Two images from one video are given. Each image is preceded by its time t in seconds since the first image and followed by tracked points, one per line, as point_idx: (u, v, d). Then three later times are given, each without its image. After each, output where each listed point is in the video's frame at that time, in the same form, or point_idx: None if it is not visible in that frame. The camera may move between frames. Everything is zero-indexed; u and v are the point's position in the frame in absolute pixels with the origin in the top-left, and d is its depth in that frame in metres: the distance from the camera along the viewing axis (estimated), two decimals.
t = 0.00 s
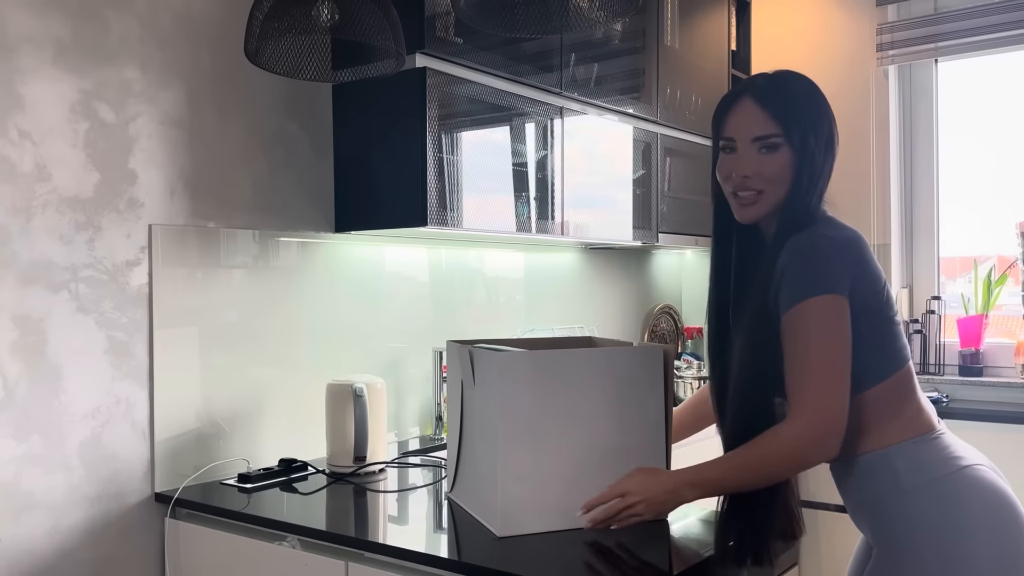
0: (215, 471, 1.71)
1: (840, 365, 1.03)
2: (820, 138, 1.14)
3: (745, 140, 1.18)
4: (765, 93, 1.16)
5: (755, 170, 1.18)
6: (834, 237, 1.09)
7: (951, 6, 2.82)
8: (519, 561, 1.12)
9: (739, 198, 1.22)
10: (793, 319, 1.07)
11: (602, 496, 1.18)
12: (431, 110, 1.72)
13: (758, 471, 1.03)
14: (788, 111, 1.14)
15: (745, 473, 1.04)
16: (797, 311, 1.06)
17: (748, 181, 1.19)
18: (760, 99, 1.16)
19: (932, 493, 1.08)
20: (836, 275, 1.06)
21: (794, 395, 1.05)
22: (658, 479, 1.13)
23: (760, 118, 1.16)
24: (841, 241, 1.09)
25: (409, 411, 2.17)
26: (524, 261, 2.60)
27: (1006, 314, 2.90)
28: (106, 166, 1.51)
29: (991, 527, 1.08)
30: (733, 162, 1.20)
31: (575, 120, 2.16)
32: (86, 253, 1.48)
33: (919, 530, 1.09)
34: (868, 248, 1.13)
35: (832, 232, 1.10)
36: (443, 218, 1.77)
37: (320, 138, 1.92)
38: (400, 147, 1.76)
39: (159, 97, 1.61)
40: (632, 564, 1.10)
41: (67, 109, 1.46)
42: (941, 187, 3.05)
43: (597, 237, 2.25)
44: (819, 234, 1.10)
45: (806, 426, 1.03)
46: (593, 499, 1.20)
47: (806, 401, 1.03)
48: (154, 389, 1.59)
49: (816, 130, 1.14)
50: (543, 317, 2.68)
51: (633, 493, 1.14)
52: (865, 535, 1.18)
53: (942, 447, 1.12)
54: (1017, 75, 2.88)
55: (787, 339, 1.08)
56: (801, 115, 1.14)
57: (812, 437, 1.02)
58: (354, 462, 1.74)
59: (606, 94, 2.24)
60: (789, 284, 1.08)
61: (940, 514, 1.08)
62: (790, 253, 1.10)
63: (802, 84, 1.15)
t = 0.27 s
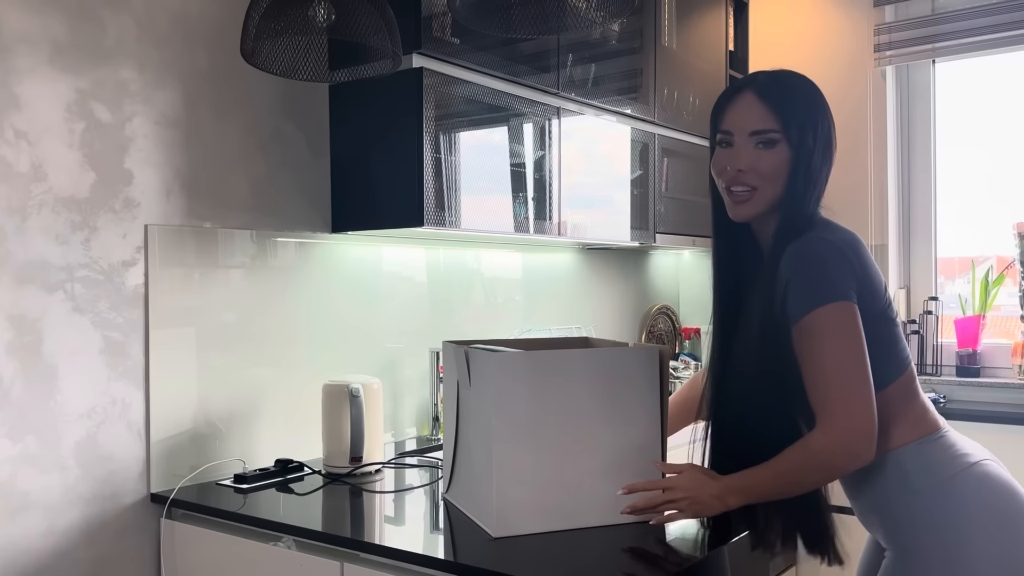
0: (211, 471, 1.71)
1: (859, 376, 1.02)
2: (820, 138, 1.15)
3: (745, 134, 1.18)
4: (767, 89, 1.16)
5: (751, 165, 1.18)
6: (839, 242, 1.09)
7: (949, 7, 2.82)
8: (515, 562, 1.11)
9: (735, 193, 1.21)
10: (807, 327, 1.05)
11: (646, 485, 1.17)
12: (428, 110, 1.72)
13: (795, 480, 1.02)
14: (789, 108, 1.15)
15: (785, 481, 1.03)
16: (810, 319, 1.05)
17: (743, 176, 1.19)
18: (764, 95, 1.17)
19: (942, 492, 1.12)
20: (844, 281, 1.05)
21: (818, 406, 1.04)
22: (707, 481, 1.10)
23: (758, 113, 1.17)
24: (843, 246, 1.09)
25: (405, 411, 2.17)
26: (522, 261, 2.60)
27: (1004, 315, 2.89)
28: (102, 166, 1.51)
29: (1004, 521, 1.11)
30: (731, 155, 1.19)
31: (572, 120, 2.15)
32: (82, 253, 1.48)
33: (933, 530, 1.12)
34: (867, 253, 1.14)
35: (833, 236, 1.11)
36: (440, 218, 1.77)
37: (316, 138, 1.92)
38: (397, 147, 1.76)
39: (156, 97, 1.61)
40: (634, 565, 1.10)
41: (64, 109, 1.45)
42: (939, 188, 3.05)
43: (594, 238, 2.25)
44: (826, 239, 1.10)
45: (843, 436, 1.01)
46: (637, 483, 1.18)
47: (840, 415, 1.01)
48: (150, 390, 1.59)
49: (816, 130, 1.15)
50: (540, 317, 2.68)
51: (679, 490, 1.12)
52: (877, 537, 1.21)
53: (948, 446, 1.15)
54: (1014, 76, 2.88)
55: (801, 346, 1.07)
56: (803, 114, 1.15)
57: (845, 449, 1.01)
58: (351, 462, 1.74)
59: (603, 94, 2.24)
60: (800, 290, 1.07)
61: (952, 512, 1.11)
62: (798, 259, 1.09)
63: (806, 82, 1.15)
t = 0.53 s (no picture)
0: (205, 471, 1.71)
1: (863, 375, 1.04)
2: (824, 134, 1.16)
3: (747, 130, 1.20)
4: (769, 87, 1.18)
5: (754, 160, 1.20)
6: (851, 242, 1.10)
7: (946, 6, 2.83)
8: (509, 561, 1.11)
9: (739, 190, 1.24)
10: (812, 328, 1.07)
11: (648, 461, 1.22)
12: (424, 110, 1.72)
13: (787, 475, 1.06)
14: (791, 105, 1.17)
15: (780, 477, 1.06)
16: (816, 321, 1.07)
17: (746, 172, 1.21)
18: (767, 93, 1.19)
19: (959, 491, 1.13)
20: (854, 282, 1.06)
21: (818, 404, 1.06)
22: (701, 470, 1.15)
23: (761, 109, 1.19)
24: (856, 245, 1.10)
25: (402, 411, 2.16)
26: (520, 260, 2.60)
27: (1000, 314, 2.89)
28: (97, 165, 1.51)
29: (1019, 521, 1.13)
30: (732, 152, 1.21)
31: (569, 120, 2.15)
32: (76, 253, 1.47)
33: (951, 529, 1.12)
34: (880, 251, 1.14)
35: (845, 233, 1.12)
36: (437, 218, 1.77)
37: (312, 137, 1.92)
38: (393, 146, 1.76)
39: (151, 97, 1.61)
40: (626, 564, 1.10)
41: (58, 108, 1.45)
42: (936, 187, 3.06)
43: (592, 237, 2.25)
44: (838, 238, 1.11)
45: (839, 432, 1.04)
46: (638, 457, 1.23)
47: (835, 412, 1.04)
48: (144, 389, 1.59)
49: (820, 126, 1.16)
50: (538, 316, 2.67)
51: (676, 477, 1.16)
52: (886, 536, 1.21)
53: (962, 446, 1.17)
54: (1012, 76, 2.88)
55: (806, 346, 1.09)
56: (807, 111, 1.16)
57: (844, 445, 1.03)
58: (346, 462, 1.74)
59: (600, 93, 2.24)
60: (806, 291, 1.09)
61: (969, 511, 1.12)
62: (807, 260, 1.10)
63: (809, 79, 1.17)
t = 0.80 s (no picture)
0: (199, 470, 1.71)
1: (877, 378, 1.02)
2: (841, 127, 1.14)
3: (762, 124, 1.18)
4: (785, 81, 1.17)
5: (767, 152, 1.18)
6: (871, 242, 1.09)
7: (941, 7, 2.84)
8: (501, 561, 1.11)
9: (755, 185, 1.22)
10: (829, 328, 1.05)
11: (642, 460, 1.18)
12: (417, 110, 1.72)
13: (793, 477, 1.03)
14: (808, 98, 1.15)
15: (777, 476, 1.04)
16: (835, 321, 1.05)
17: (760, 166, 1.19)
18: (783, 86, 1.17)
19: (975, 492, 1.12)
20: (874, 282, 1.05)
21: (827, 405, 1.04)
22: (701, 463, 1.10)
23: (776, 100, 1.17)
24: (876, 246, 1.09)
25: (396, 411, 2.16)
26: (516, 260, 2.60)
27: (996, 314, 2.90)
28: (89, 164, 1.51)
29: None
30: (747, 146, 1.19)
31: (564, 119, 2.15)
32: (68, 252, 1.47)
33: (967, 530, 1.11)
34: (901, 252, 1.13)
35: (866, 234, 1.10)
36: (433, 217, 1.77)
37: (306, 137, 1.91)
38: (387, 146, 1.75)
39: (144, 95, 1.60)
40: (617, 562, 1.10)
41: (50, 107, 1.45)
42: (931, 187, 3.06)
43: (587, 237, 2.25)
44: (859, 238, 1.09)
45: (842, 433, 1.02)
46: (633, 458, 1.19)
47: (840, 409, 1.03)
48: (137, 388, 1.59)
49: (837, 120, 1.14)
50: (534, 316, 2.67)
51: (671, 473, 1.13)
52: (898, 536, 1.19)
53: (978, 449, 1.16)
54: (1008, 75, 2.88)
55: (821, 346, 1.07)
56: (824, 105, 1.14)
57: (847, 445, 1.01)
58: (340, 461, 1.73)
59: (595, 93, 2.24)
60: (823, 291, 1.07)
61: (984, 512, 1.12)
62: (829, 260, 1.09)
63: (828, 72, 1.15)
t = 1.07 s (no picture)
0: (196, 468, 1.71)
1: (892, 382, 1.04)
2: (856, 129, 1.10)
3: (776, 132, 1.16)
4: (796, 84, 1.14)
5: (784, 162, 1.16)
6: (892, 244, 1.08)
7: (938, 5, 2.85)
8: (498, 559, 1.11)
9: (773, 193, 1.20)
10: (847, 331, 1.06)
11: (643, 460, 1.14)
12: (414, 107, 1.71)
13: (804, 476, 1.05)
14: (820, 101, 1.12)
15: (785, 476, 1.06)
16: (854, 324, 1.06)
17: (777, 174, 1.18)
18: (795, 90, 1.14)
19: (981, 491, 1.12)
20: (895, 286, 1.05)
21: (841, 406, 1.06)
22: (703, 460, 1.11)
23: (786, 108, 1.15)
24: (899, 248, 1.08)
25: (393, 409, 2.16)
26: (514, 258, 2.60)
27: (994, 312, 2.90)
28: (85, 161, 1.50)
29: None
30: (762, 154, 1.17)
31: (561, 117, 2.14)
32: (64, 249, 1.47)
33: (970, 529, 1.12)
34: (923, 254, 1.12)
35: (889, 236, 1.09)
36: (430, 215, 1.77)
37: (302, 134, 1.91)
38: (384, 144, 1.75)
39: (140, 93, 1.60)
40: (613, 559, 1.10)
41: (45, 104, 1.45)
42: (929, 185, 3.06)
43: (585, 235, 2.25)
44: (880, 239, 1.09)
45: (858, 435, 1.03)
46: (633, 458, 1.15)
47: (857, 412, 1.04)
48: (133, 386, 1.58)
49: (852, 122, 1.10)
50: (531, 314, 2.67)
51: (673, 471, 1.13)
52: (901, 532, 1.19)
53: (986, 448, 1.16)
54: (1006, 73, 2.88)
55: (840, 347, 1.08)
56: (838, 107, 1.11)
57: (864, 448, 1.03)
58: (336, 459, 1.73)
59: (592, 91, 2.24)
60: (842, 293, 1.08)
61: (989, 512, 1.12)
62: (849, 259, 1.08)
63: (841, 72, 1.12)
